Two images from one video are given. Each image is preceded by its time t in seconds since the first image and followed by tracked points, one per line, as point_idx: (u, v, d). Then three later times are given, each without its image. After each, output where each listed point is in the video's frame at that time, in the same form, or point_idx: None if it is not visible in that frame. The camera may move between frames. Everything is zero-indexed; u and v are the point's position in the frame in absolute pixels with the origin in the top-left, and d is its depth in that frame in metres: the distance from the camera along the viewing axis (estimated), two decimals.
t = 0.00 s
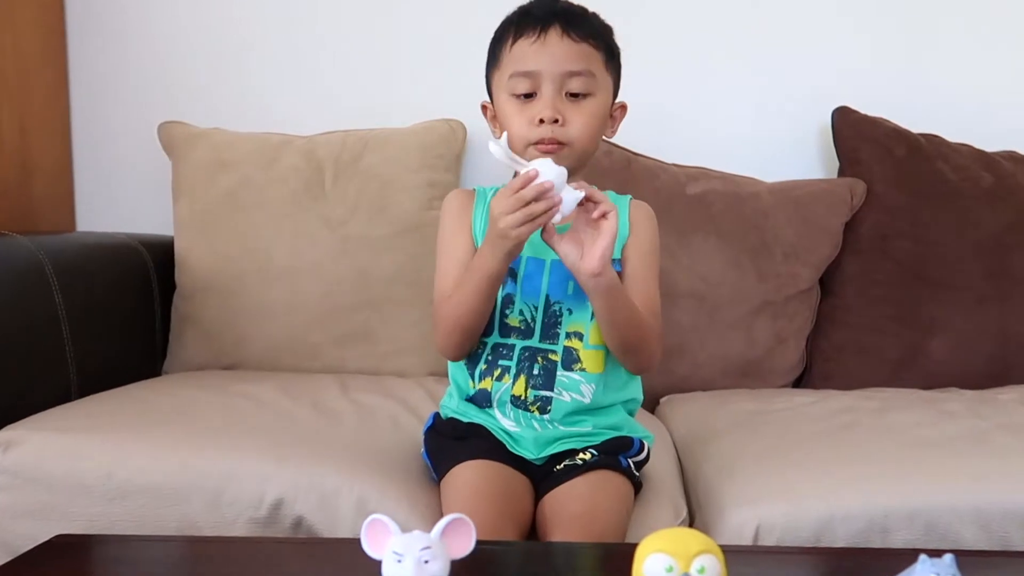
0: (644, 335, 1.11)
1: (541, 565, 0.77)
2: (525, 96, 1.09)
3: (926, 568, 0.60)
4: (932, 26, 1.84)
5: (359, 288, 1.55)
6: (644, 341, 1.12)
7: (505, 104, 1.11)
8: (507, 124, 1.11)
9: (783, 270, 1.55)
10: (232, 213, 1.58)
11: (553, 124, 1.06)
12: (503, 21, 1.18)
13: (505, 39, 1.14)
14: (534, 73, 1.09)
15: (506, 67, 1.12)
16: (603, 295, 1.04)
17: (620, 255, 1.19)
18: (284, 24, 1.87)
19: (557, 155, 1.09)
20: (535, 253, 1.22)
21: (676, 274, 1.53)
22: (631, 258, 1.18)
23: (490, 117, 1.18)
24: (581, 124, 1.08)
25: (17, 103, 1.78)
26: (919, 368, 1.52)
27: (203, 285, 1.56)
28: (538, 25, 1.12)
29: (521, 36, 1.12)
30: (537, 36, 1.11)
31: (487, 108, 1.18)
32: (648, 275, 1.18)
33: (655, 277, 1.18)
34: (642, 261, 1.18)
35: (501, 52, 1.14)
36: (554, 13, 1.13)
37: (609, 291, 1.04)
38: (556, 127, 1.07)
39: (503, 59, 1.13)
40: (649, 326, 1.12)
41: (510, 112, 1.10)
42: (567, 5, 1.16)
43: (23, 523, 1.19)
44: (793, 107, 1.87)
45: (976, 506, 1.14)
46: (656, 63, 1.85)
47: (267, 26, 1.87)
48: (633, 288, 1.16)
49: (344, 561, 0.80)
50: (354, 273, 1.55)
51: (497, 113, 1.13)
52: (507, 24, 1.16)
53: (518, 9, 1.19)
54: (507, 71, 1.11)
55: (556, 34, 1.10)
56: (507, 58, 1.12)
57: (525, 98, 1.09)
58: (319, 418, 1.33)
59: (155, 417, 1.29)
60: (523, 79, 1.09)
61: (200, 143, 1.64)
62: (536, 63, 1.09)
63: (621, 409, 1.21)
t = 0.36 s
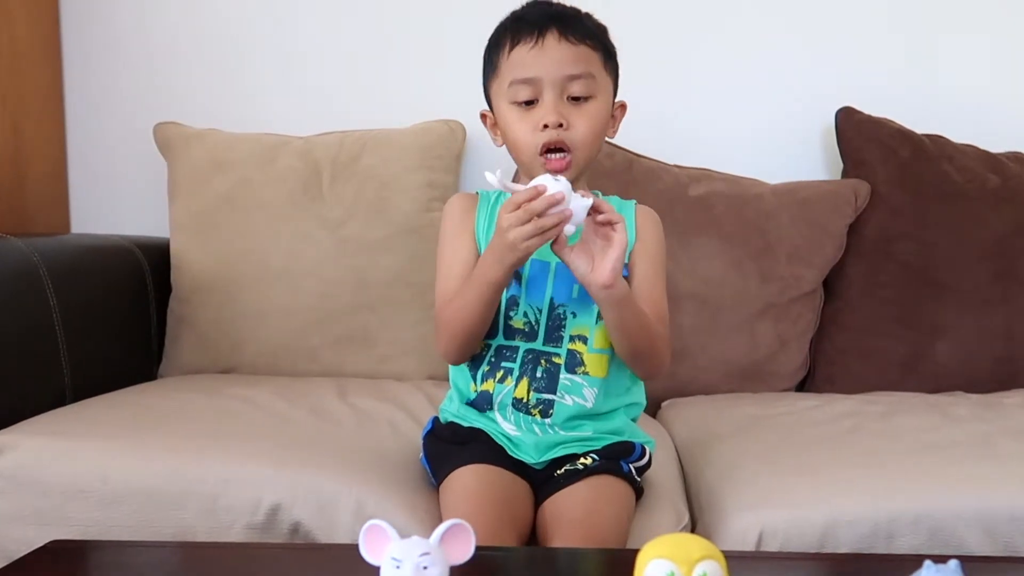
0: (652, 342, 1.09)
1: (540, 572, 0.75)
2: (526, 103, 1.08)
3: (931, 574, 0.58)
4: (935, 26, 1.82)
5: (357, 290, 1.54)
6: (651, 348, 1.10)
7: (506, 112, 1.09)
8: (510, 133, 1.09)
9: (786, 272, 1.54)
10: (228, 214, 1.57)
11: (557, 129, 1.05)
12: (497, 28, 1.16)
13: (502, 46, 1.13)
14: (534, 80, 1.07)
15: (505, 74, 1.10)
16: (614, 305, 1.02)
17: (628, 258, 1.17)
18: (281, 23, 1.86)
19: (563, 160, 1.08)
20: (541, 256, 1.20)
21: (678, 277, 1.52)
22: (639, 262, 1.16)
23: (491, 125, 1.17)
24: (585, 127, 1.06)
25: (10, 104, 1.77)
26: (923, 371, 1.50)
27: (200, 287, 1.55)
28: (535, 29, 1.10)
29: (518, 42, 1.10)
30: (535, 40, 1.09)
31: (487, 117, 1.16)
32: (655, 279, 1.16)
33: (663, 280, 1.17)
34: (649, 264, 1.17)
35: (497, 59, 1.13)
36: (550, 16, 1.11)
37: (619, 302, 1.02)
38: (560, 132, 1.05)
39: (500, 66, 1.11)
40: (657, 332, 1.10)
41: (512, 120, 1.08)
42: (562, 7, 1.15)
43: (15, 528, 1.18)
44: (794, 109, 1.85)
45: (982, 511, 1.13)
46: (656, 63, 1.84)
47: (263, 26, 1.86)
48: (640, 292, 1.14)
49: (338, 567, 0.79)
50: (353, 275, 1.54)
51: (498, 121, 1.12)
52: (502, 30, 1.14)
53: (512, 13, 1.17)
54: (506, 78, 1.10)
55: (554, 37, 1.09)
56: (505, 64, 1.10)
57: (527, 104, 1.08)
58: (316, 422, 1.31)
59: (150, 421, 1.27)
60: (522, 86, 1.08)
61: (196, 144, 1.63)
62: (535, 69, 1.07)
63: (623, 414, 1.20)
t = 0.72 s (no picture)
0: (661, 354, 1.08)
1: None
2: (506, 99, 1.08)
3: None
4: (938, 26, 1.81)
5: (356, 293, 1.52)
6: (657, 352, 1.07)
7: (487, 112, 1.11)
8: (491, 131, 1.10)
9: (789, 274, 1.52)
10: (225, 216, 1.55)
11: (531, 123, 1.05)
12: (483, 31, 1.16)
13: (485, 47, 1.13)
14: (511, 76, 1.07)
15: (485, 75, 1.11)
16: (624, 338, 1.03)
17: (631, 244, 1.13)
18: (278, 24, 1.84)
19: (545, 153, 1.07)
20: (538, 234, 1.16)
21: (680, 279, 1.50)
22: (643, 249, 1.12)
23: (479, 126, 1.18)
24: (563, 120, 1.06)
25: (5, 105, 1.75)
26: (928, 375, 1.49)
27: (197, 290, 1.53)
28: (514, 28, 1.10)
29: (498, 41, 1.10)
30: (513, 38, 1.09)
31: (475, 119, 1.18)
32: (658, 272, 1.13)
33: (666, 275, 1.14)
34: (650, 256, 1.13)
35: (481, 60, 1.13)
36: (530, 15, 1.11)
37: (629, 335, 1.03)
38: (536, 126, 1.06)
39: (483, 66, 1.12)
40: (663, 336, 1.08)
41: (493, 117, 1.09)
42: (546, 5, 1.14)
43: (8, 534, 1.16)
44: (797, 110, 1.83)
45: (989, 517, 1.11)
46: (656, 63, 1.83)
47: (260, 27, 1.84)
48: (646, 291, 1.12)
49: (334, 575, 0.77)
50: (351, 277, 1.52)
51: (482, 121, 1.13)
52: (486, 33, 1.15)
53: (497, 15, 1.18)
54: (487, 78, 1.11)
55: (532, 34, 1.08)
56: (487, 65, 1.11)
57: (507, 100, 1.08)
58: (314, 426, 1.29)
59: (145, 426, 1.26)
60: (501, 84, 1.08)
61: (193, 145, 1.61)
62: (512, 65, 1.07)
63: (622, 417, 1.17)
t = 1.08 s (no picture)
0: (650, 357, 1.05)
1: None
2: (498, 100, 1.07)
3: None
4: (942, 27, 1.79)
5: (354, 296, 1.51)
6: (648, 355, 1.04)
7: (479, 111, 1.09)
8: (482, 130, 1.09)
9: (792, 277, 1.51)
10: (222, 218, 1.54)
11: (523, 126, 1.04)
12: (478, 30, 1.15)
13: (480, 47, 1.12)
14: (504, 77, 1.06)
15: (479, 74, 1.10)
16: (611, 345, 1.01)
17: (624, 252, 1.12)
18: (276, 23, 1.83)
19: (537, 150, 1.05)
20: (537, 235, 1.14)
21: (682, 282, 1.49)
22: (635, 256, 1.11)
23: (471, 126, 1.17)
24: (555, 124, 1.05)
25: None
26: (933, 379, 1.47)
27: (193, 292, 1.52)
28: (509, 29, 1.08)
29: (493, 42, 1.09)
30: (507, 40, 1.07)
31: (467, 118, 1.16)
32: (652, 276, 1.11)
33: (660, 275, 1.12)
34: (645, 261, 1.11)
35: (476, 60, 1.12)
36: (526, 16, 1.09)
37: (617, 343, 1.00)
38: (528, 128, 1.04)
39: (477, 66, 1.11)
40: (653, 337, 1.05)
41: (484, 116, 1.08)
42: (542, 7, 1.13)
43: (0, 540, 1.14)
44: (799, 111, 1.82)
45: (996, 522, 1.09)
46: (658, 64, 1.81)
47: (257, 27, 1.83)
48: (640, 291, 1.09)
49: None
50: (350, 279, 1.51)
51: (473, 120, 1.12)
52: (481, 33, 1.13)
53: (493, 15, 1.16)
54: (480, 78, 1.09)
55: (526, 35, 1.07)
56: (480, 65, 1.09)
57: (499, 101, 1.07)
58: (312, 431, 1.28)
59: (140, 430, 1.24)
60: (494, 84, 1.07)
61: (189, 146, 1.60)
62: (506, 67, 1.06)
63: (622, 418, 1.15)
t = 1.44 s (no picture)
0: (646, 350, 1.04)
1: None
2: (499, 104, 1.05)
3: None
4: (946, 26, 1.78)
5: (353, 299, 1.49)
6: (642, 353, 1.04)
7: (481, 115, 1.07)
8: (483, 133, 1.07)
9: (796, 280, 1.49)
10: (219, 220, 1.52)
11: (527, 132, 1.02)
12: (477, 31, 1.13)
13: (479, 49, 1.09)
14: (506, 82, 1.04)
15: (479, 77, 1.07)
16: (613, 318, 1.00)
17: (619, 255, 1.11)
18: (273, 23, 1.81)
19: (535, 163, 1.04)
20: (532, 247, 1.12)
21: (684, 285, 1.47)
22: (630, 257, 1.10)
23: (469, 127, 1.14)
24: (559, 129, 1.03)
25: None
26: (938, 382, 1.45)
27: (190, 295, 1.50)
28: (510, 31, 1.06)
29: (493, 45, 1.07)
30: (508, 43, 1.05)
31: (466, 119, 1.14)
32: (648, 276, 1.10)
33: (656, 275, 1.11)
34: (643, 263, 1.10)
35: (474, 63, 1.10)
36: (526, 17, 1.07)
37: (619, 315, 0.99)
38: (531, 134, 1.02)
39: (476, 69, 1.09)
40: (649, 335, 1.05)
41: (485, 122, 1.06)
42: (542, 7, 1.11)
43: None
44: (802, 112, 1.81)
45: (1003, 528, 1.08)
46: (658, 65, 1.80)
47: (253, 29, 1.82)
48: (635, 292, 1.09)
49: None
50: (348, 282, 1.49)
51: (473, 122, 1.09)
52: (481, 33, 1.11)
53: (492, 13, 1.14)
54: (480, 81, 1.07)
55: (527, 39, 1.05)
56: (481, 68, 1.07)
57: (500, 105, 1.05)
58: (309, 435, 1.26)
59: (134, 435, 1.22)
60: (495, 89, 1.05)
61: (185, 148, 1.58)
62: (508, 71, 1.04)
63: (625, 422, 1.13)
